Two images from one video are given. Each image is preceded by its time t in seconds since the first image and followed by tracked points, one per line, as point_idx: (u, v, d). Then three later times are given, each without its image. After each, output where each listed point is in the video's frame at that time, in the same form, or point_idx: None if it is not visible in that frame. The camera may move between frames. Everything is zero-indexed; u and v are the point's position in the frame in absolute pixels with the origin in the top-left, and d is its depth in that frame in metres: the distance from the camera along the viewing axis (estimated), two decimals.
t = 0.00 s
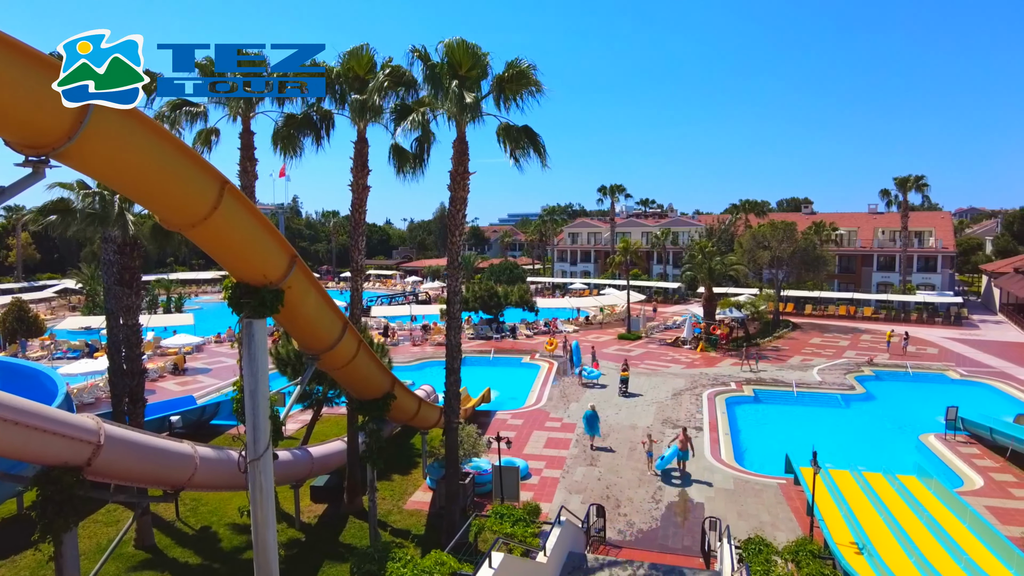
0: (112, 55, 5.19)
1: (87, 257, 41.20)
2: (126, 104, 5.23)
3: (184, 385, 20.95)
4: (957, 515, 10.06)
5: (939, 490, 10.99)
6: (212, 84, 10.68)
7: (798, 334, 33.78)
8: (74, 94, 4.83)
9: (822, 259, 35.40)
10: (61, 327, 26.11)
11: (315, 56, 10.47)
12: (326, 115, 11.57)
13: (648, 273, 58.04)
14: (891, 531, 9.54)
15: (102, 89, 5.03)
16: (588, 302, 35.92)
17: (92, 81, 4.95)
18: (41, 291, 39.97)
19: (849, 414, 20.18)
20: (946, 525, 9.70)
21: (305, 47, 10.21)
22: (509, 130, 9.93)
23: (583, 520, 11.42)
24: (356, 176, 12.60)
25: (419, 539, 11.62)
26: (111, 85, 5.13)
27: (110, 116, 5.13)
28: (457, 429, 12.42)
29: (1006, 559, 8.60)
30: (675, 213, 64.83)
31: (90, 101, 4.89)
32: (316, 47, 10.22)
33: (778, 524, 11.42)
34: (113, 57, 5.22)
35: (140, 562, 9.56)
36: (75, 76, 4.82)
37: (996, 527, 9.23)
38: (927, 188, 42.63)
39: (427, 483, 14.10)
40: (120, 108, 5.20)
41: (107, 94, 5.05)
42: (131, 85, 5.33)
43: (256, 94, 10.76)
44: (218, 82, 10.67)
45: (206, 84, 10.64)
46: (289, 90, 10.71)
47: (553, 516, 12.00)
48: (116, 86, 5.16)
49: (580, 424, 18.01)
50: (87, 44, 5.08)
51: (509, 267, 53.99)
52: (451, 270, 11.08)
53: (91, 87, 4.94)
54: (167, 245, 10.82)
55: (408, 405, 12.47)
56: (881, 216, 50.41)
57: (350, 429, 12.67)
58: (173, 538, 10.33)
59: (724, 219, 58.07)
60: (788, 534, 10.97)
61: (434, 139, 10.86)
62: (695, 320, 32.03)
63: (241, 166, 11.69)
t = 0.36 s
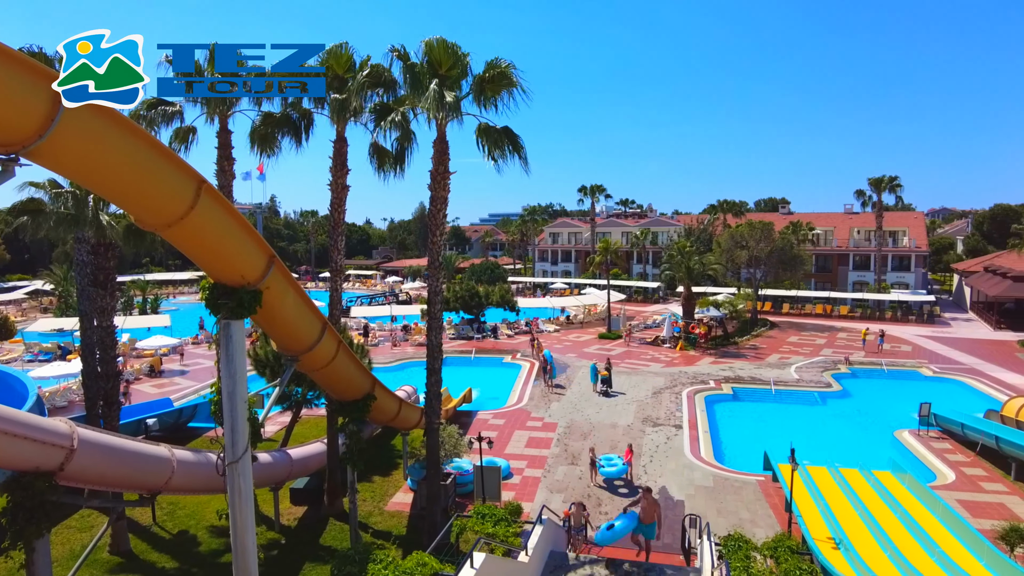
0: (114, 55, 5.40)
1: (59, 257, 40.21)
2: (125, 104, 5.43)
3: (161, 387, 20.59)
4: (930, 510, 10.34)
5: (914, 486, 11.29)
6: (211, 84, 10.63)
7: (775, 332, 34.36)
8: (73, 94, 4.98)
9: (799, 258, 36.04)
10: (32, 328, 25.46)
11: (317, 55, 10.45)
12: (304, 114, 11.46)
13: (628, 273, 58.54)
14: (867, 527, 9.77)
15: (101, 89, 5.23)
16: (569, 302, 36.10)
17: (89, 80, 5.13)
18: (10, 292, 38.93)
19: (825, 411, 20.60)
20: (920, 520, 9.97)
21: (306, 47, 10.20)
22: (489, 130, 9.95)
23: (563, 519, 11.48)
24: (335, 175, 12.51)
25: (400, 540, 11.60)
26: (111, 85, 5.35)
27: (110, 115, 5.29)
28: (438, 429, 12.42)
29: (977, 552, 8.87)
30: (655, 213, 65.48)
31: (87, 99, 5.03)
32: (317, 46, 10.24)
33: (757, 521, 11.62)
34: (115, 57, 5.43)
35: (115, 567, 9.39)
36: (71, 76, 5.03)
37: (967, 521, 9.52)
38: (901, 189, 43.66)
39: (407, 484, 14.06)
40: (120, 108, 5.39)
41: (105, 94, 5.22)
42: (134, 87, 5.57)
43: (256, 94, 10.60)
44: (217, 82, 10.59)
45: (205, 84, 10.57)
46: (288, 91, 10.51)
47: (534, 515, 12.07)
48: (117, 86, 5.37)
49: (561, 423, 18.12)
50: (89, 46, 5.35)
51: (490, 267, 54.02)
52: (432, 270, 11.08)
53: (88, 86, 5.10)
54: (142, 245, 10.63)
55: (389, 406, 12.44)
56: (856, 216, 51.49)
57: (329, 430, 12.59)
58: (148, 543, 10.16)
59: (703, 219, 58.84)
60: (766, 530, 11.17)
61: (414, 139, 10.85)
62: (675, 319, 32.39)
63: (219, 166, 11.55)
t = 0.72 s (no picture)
0: (113, 55, 5.75)
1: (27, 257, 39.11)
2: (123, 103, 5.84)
3: (135, 389, 20.18)
4: (903, 504, 10.63)
5: (887, 482, 11.58)
6: (211, 84, 10.66)
7: (752, 331, 34.91)
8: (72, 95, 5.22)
9: (775, 258, 36.65)
10: None
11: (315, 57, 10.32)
12: (282, 114, 11.36)
13: (608, 272, 58.93)
14: (842, 522, 10.03)
15: (101, 88, 5.66)
16: (549, 302, 36.23)
17: (90, 80, 5.52)
18: None
19: (801, 409, 21.01)
20: (894, 515, 10.23)
21: (305, 47, 10.18)
22: (469, 130, 9.98)
23: (544, 519, 11.54)
24: (313, 175, 12.42)
25: (380, 542, 11.56)
26: (111, 85, 5.77)
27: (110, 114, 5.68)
28: (418, 430, 12.39)
29: (947, 544, 9.16)
30: (634, 214, 66.01)
31: (85, 98, 5.37)
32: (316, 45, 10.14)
33: (735, 517, 11.83)
34: (116, 57, 5.79)
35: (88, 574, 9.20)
36: (72, 75, 5.46)
37: (939, 515, 9.80)
38: (874, 189, 44.66)
39: (388, 485, 14.01)
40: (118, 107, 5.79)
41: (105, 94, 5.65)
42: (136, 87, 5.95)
43: (255, 94, 10.56)
44: (218, 82, 10.60)
45: (205, 84, 10.60)
46: (288, 91, 10.38)
47: (515, 515, 12.13)
48: (116, 86, 5.80)
49: (542, 422, 18.21)
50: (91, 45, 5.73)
51: (470, 267, 53.98)
52: (412, 270, 11.05)
53: (89, 86, 5.47)
54: (116, 245, 10.40)
55: (369, 407, 12.39)
56: (831, 216, 52.53)
57: (308, 432, 12.49)
58: (123, 548, 9.98)
59: (681, 220, 59.51)
60: (745, 526, 11.38)
61: (392, 139, 10.81)
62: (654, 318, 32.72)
63: (194, 165, 11.38)
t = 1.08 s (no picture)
0: (113, 57, 9.48)
1: None
2: (118, 96, 9.72)
3: (110, 392, 19.79)
4: (878, 499, 10.91)
5: (863, 477, 11.87)
6: (211, 84, 10.58)
7: (730, 330, 35.42)
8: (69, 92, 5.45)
9: (752, 257, 37.21)
10: None
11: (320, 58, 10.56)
12: (260, 113, 11.25)
13: (588, 272, 59.25)
14: (819, 518, 10.25)
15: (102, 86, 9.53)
16: (531, 301, 36.32)
17: (90, 80, 9.43)
18: None
19: (778, 406, 21.39)
20: (869, 510, 10.49)
21: (306, 47, 10.29)
22: (449, 130, 9.98)
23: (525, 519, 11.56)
24: (292, 174, 12.32)
25: (361, 544, 11.51)
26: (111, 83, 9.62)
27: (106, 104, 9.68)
28: (399, 431, 12.36)
29: (919, 537, 9.42)
30: (614, 214, 66.53)
31: (83, 95, 9.44)
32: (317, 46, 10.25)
33: (715, 514, 12.02)
34: (115, 58, 9.52)
35: None
36: (76, 75, 9.42)
37: (912, 510, 10.08)
38: (849, 190, 45.62)
39: (368, 487, 13.94)
40: (115, 99, 9.71)
41: (102, 91, 9.56)
42: (128, 82, 9.70)
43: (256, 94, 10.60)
44: (218, 82, 10.55)
45: (205, 84, 10.51)
46: (287, 91, 10.30)
47: (496, 515, 12.17)
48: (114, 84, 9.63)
49: (523, 422, 18.28)
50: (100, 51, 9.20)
51: (451, 267, 53.87)
52: (392, 270, 11.02)
53: (88, 85, 9.44)
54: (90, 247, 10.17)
55: (349, 408, 12.34)
56: (807, 216, 53.53)
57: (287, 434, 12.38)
58: (97, 555, 9.79)
59: (660, 220, 60.09)
60: (724, 523, 11.55)
61: (372, 138, 10.77)
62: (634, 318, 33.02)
63: (170, 164, 11.20)
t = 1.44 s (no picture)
0: (113, 57, 9.38)
1: None
2: (118, 95, 9.67)
3: (82, 395, 19.34)
4: (854, 494, 11.18)
5: (839, 472, 12.16)
6: (211, 84, 10.66)
7: (709, 328, 35.92)
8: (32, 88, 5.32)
9: (730, 257, 37.74)
10: None
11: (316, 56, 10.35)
12: (238, 112, 11.09)
13: (569, 272, 59.54)
14: (797, 514, 10.45)
15: (100, 86, 9.47)
16: (512, 301, 36.39)
17: (90, 80, 9.43)
18: None
19: (755, 404, 21.77)
20: (845, 505, 10.75)
21: (305, 47, 10.12)
22: (429, 129, 9.97)
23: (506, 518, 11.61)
24: (269, 173, 12.20)
25: (341, 546, 11.44)
26: (111, 83, 9.52)
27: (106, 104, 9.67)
28: (379, 432, 12.32)
29: (893, 530, 9.68)
30: (594, 214, 66.97)
31: (84, 95, 9.52)
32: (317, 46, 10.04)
33: (695, 512, 12.20)
34: (116, 58, 9.44)
35: None
36: (76, 75, 9.41)
37: (886, 505, 10.37)
38: (825, 190, 46.52)
39: (349, 489, 13.86)
40: (115, 98, 9.63)
41: (102, 91, 9.54)
42: (128, 83, 9.66)
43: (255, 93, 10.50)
44: (217, 82, 10.59)
45: (205, 84, 10.60)
46: (287, 90, 10.27)
47: (478, 515, 12.20)
48: (113, 84, 9.55)
49: (504, 421, 18.33)
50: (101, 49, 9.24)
51: (432, 267, 53.71)
52: (372, 270, 10.99)
53: (88, 85, 9.46)
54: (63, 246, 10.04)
55: (329, 410, 12.26)
56: (784, 216, 54.46)
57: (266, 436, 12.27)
58: (70, 561, 9.60)
59: (640, 220, 60.64)
60: (704, 521, 11.73)
61: (351, 137, 10.71)
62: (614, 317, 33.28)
63: (145, 163, 11.02)
